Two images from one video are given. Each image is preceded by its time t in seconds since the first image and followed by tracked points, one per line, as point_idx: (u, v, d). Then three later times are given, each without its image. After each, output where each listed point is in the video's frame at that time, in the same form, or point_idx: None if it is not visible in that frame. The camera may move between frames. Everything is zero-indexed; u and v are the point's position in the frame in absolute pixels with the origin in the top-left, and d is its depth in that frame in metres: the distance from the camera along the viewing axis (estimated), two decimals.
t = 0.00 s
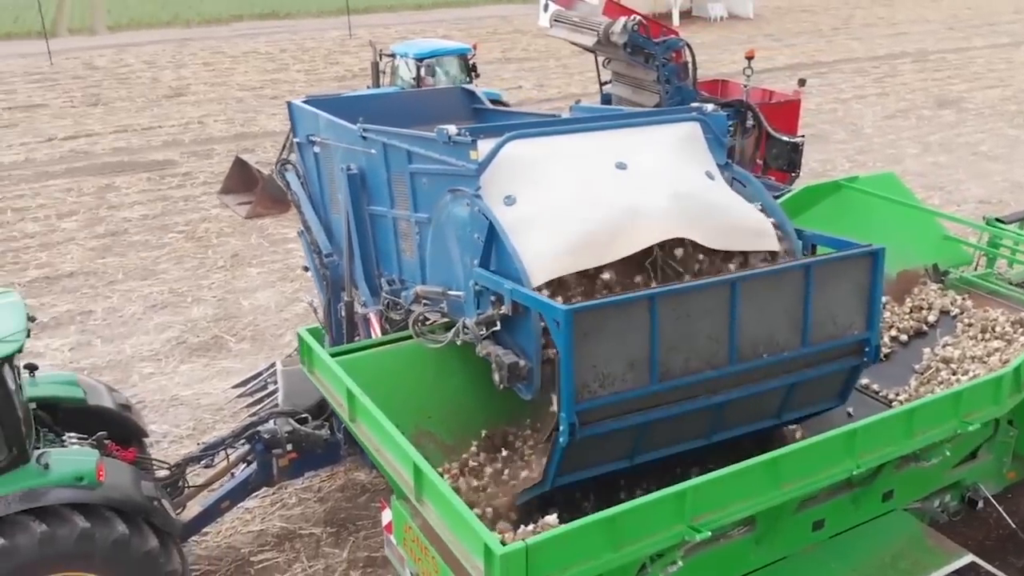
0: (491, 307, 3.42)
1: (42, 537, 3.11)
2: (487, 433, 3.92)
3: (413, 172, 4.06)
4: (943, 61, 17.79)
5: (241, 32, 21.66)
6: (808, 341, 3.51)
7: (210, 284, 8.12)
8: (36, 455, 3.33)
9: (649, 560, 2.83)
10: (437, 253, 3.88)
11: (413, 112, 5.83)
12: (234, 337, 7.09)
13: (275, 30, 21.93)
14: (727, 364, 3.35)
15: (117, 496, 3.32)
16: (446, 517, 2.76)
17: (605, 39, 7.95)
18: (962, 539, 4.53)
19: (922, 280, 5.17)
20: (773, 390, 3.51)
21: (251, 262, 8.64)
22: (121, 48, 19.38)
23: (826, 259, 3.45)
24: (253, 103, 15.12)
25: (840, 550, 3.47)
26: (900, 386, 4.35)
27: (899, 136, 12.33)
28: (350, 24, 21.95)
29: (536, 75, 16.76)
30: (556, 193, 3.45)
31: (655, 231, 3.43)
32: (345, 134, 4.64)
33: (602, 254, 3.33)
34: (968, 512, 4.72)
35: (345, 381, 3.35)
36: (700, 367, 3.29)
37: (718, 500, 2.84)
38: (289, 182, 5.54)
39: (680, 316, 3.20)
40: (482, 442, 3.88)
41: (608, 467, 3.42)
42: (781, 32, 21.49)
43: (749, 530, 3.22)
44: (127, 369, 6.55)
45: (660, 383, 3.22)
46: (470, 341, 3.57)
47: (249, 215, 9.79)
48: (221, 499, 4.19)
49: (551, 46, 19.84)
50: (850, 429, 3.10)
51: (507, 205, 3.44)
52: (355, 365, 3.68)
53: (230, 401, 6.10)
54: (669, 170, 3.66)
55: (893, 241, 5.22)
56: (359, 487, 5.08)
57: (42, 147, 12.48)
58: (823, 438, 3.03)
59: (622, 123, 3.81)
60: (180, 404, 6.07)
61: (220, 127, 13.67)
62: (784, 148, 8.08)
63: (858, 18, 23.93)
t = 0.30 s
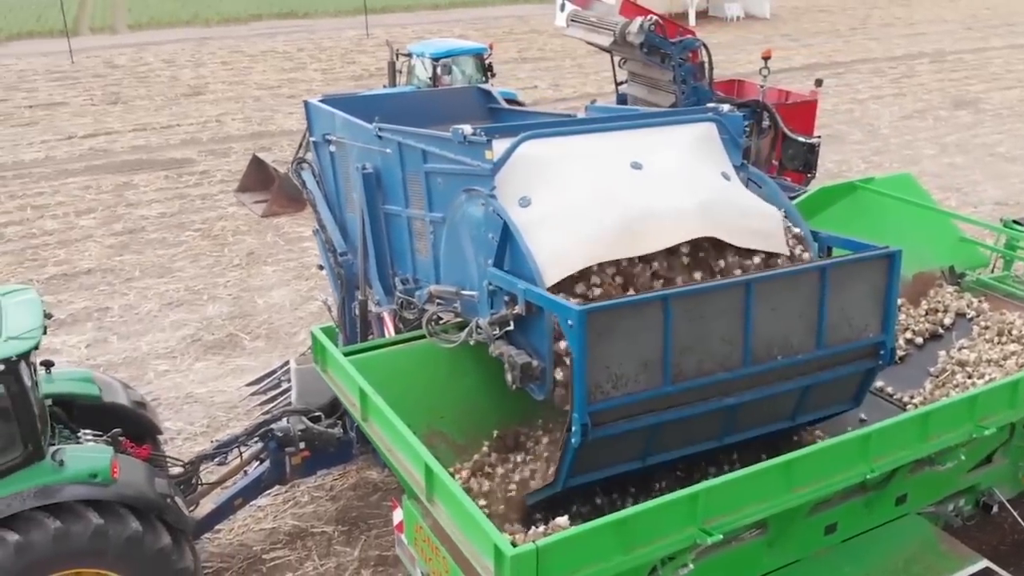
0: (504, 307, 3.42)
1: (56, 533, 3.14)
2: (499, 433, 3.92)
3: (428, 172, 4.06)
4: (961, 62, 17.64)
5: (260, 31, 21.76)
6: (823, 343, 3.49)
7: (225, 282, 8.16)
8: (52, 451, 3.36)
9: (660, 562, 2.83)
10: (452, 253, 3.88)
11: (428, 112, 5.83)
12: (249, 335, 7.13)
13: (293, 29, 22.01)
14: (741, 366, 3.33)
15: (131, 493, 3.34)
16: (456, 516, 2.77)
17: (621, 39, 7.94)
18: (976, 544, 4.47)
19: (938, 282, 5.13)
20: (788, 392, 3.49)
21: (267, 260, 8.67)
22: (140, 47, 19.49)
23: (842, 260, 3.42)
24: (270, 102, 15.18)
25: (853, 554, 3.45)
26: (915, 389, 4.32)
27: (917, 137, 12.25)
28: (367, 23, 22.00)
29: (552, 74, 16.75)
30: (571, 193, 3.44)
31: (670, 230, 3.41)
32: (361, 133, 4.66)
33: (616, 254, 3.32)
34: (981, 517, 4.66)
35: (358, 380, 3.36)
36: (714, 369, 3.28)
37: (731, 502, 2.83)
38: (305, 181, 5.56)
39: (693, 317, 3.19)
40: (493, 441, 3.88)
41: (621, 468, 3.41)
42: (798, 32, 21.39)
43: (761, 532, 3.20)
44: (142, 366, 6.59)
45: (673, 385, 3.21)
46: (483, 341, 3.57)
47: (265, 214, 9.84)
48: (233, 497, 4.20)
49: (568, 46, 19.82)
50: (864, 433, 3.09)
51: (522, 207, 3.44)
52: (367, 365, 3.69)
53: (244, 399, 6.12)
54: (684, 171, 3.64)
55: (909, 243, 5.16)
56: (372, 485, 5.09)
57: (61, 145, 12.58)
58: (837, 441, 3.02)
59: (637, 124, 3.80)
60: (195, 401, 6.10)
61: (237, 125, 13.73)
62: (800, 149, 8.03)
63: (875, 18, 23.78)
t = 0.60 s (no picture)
0: (511, 308, 3.42)
1: (62, 532, 3.15)
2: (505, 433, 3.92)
3: (436, 172, 4.06)
4: (971, 62, 17.57)
5: (269, 31, 21.80)
6: (830, 345, 3.48)
7: (232, 281, 8.17)
8: (58, 450, 3.36)
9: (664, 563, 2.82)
10: (459, 254, 3.88)
11: (437, 111, 5.82)
12: (256, 334, 7.14)
13: (302, 29, 22.03)
14: (749, 368, 3.32)
15: (137, 492, 3.35)
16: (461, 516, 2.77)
17: (629, 38, 7.94)
18: (983, 547, 4.45)
19: (946, 283, 5.11)
20: (795, 395, 3.48)
21: (274, 259, 8.68)
22: (150, 46, 19.54)
23: (851, 262, 3.41)
24: (278, 101, 15.20)
25: (860, 556, 3.44)
26: (922, 391, 4.31)
27: (925, 137, 12.20)
28: (375, 23, 22.01)
29: (560, 74, 16.73)
30: (579, 194, 3.44)
31: (678, 230, 3.41)
32: (369, 133, 4.66)
33: (624, 254, 3.31)
34: (988, 519, 4.64)
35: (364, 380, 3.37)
36: (721, 370, 3.27)
37: (737, 504, 2.82)
38: (313, 180, 5.56)
39: (701, 318, 3.18)
40: (499, 441, 3.88)
41: (628, 470, 3.40)
42: (807, 32, 21.33)
43: (766, 534, 3.19)
44: (149, 365, 6.61)
45: (680, 386, 3.20)
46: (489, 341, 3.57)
47: (272, 213, 9.85)
48: (240, 497, 4.21)
49: (576, 46, 19.80)
50: (871, 436, 3.07)
51: (530, 207, 3.44)
52: (373, 365, 3.70)
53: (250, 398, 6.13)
54: (692, 171, 3.64)
55: (917, 244, 5.15)
56: (377, 485, 5.09)
57: (71, 144, 12.62)
58: (843, 443, 3.01)
59: (645, 124, 3.80)
60: (201, 400, 6.11)
61: (245, 125, 13.76)
62: (809, 150, 8.01)
63: (884, 18, 23.69)
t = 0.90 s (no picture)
0: (512, 308, 3.42)
1: (63, 533, 3.15)
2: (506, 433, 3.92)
3: (438, 172, 4.06)
4: (973, 62, 17.53)
5: (272, 30, 21.81)
6: (834, 343, 3.48)
7: (234, 281, 8.17)
8: (59, 451, 3.36)
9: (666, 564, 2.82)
10: (462, 254, 3.88)
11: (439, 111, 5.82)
12: (258, 334, 7.14)
13: (304, 29, 22.03)
14: (752, 366, 3.31)
15: (138, 493, 3.35)
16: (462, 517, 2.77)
17: (632, 38, 7.95)
18: (985, 547, 4.44)
19: (948, 283, 5.10)
20: (799, 393, 3.47)
21: (276, 259, 8.68)
22: (152, 46, 19.55)
23: (854, 259, 3.40)
24: (280, 101, 15.20)
25: (862, 556, 3.44)
26: (924, 392, 4.31)
27: (927, 137, 12.18)
28: (377, 23, 22.01)
29: (563, 74, 16.72)
30: (581, 196, 3.44)
31: (681, 231, 3.41)
32: (371, 133, 4.65)
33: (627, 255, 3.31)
34: (989, 520, 4.63)
35: (365, 380, 3.37)
36: (724, 368, 3.27)
37: (738, 505, 2.82)
38: (314, 180, 5.55)
39: (703, 316, 3.17)
40: (501, 442, 3.88)
41: (632, 469, 3.39)
42: (809, 31, 21.31)
43: (768, 535, 3.19)
44: (151, 365, 6.61)
45: (682, 385, 3.19)
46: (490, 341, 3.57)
47: (275, 213, 9.85)
48: (241, 497, 4.21)
49: (578, 46, 19.77)
50: (873, 437, 3.07)
51: (532, 209, 3.44)
52: (374, 365, 3.70)
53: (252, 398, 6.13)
54: (695, 172, 3.64)
55: (919, 245, 5.15)
56: (378, 485, 5.09)
57: (73, 144, 12.63)
58: (845, 445, 3.01)
59: (648, 126, 3.80)
60: (203, 400, 6.11)
61: (248, 125, 13.76)
62: (811, 150, 8.00)
63: (887, 18, 23.67)
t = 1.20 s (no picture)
0: (508, 308, 3.43)
1: (60, 533, 3.14)
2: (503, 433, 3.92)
3: (434, 172, 4.06)
4: (970, 62, 17.56)
5: (268, 31, 21.79)
6: (833, 336, 3.47)
7: (231, 282, 8.16)
8: (55, 452, 3.36)
9: (662, 564, 2.82)
10: (459, 254, 3.88)
11: (436, 111, 5.81)
12: (254, 334, 7.13)
13: (301, 29, 22.00)
14: (751, 360, 3.31)
15: (135, 493, 3.35)
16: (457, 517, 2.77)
17: (629, 38, 7.95)
18: (981, 547, 4.45)
19: (946, 283, 5.09)
20: (800, 387, 3.46)
21: (273, 260, 8.67)
22: (149, 47, 19.52)
23: (849, 250, 3.42)
24: (277, 101, 15.19)
25: (858, 556, 3.44)
26: (920, 391, 4.31)
27: (924, 137, 12.20)
28: (374, 23, 21.99)
29: (560, 74, 16.71)
30: (578, 195, 3.44)
31: (679, 228, 3.41)
32: (367, 133, 4.65)
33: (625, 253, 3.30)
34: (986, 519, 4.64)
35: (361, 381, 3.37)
36: (724, 361, 3.26)
37: (735, 505, 2.82)
38: (311, 181, 5.55)
39: (700, 307, 3.18)
40: (498, 442, 3.87)
41: (634, 467, 3.37)
42: (805, 31, 21.33)
43: (765, 535, 3.19)
44: (148, 365, 6.60)
45: (681, 377, 3.19)
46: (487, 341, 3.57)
47: (271, 213, 9.84)
48: (237, 497, 4.21)
49: (575, 46, 19.76)
50: (869, 436, 3.07)
51: (529, 209, 3.45)
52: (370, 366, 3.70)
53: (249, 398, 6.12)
54: (692, 171, 3.64)
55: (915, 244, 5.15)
56: (375, 486, 5.09)
57: (70, 144, 12.61)
58: (841, 444, 3.01)
59: (645, 125, 3.80)
60: (200, 400, 6.11)
61: (244, 125, 13.75)
62: (807, 150, 8.01)
63: (883, 18, 23.69)
